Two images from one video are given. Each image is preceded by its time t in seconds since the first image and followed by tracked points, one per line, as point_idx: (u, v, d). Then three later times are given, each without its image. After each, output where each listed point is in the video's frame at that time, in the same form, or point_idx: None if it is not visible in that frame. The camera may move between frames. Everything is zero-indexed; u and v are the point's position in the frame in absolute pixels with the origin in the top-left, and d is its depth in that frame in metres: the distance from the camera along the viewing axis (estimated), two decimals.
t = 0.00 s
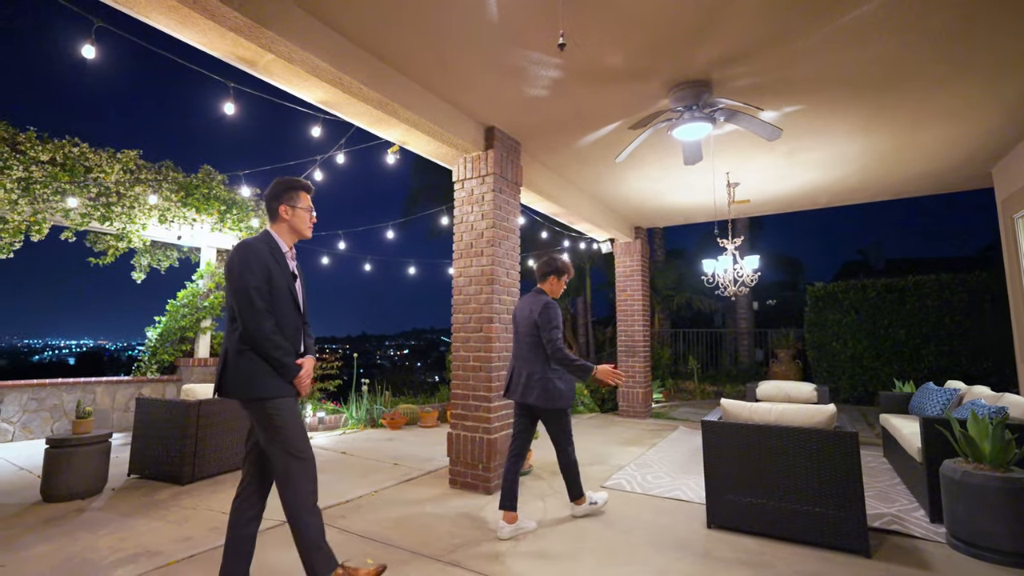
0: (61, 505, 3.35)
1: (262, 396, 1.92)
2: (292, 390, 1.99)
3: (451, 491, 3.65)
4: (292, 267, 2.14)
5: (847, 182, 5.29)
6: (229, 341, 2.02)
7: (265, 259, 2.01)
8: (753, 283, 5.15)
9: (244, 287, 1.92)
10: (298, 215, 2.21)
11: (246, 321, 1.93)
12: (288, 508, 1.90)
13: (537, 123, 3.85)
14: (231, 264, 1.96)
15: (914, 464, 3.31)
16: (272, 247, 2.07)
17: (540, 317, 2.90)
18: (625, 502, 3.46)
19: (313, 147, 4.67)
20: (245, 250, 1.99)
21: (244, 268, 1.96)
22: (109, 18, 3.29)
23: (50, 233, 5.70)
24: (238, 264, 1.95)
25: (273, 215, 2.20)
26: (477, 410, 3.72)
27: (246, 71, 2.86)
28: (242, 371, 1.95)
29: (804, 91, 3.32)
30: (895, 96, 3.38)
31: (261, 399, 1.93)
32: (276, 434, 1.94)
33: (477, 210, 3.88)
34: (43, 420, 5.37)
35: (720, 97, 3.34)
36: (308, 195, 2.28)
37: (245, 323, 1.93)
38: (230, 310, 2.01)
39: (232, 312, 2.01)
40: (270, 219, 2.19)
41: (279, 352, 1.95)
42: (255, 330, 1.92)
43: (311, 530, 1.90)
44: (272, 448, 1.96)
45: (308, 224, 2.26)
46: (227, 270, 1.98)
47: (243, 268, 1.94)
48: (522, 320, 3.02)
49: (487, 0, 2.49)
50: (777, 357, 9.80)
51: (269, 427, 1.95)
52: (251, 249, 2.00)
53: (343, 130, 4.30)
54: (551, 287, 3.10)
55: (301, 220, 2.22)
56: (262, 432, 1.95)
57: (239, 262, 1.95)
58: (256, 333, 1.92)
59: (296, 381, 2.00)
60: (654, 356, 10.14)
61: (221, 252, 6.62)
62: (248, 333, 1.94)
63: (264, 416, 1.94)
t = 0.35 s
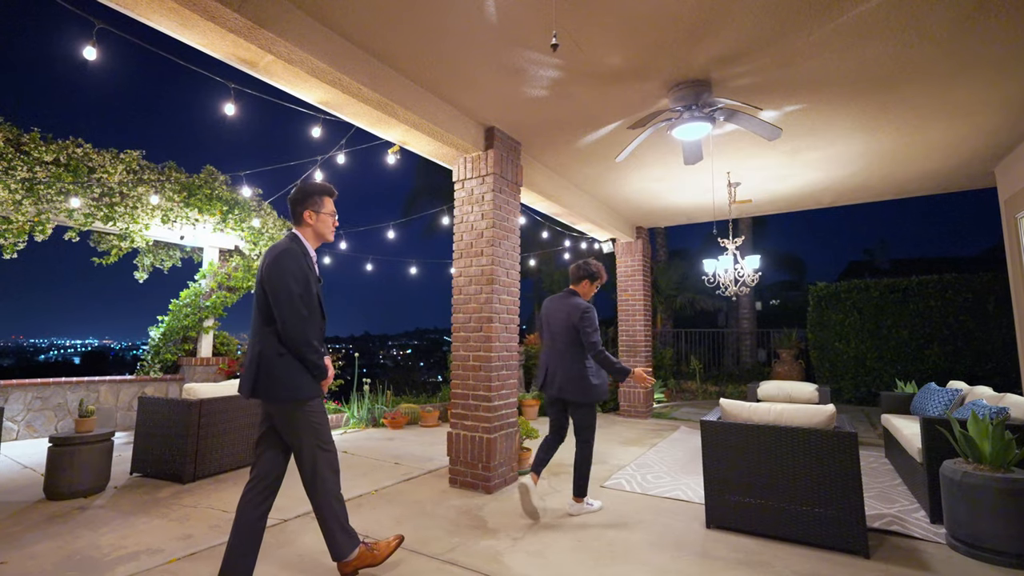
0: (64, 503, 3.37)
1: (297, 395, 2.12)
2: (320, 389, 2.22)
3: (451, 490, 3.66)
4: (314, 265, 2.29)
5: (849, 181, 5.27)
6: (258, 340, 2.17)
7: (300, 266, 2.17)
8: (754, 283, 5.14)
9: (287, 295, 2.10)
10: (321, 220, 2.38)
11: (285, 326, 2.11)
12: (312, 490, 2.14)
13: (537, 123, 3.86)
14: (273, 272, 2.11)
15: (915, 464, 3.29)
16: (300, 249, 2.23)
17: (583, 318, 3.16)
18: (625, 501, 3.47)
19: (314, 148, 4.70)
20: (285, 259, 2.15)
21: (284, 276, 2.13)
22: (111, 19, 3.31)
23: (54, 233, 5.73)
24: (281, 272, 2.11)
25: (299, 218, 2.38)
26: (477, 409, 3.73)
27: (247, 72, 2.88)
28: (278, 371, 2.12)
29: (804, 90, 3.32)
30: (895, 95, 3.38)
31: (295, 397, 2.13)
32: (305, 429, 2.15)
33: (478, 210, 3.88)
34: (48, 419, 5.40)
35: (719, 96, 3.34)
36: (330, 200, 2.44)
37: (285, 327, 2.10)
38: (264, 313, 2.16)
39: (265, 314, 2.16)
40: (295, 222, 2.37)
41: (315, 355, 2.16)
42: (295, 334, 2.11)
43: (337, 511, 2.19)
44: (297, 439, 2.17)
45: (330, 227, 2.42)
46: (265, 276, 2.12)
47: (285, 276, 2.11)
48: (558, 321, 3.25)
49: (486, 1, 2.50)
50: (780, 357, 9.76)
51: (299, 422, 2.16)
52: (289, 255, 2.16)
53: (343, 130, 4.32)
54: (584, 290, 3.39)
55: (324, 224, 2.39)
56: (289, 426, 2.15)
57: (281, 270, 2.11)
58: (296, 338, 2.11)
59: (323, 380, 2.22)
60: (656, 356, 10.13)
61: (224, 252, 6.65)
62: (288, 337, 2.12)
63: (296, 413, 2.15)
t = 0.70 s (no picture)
0: (66, 501, 3.39)
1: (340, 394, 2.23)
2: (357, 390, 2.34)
3: (450, 489, 3.66)
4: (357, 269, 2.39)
5: (850, 180, 5.25)
6: (303, 339, 2.24)
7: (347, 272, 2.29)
8: (755, 282, 5.13)
9: (341, 300, 2.21)
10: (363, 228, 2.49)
11: (334, 327, 2.21)
12: (331, 486, 2.20)
13: (538, 123, 3.86)
14: (327, 276, 2.22)
15: (915, 464, 3.29)
16: (344, 254, 2.33)
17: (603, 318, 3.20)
18: (624, 500, 3.47)
19: (315, 148, 4.71)
20: (338, 265, 2.27)
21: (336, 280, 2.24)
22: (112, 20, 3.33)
23: (57, 233, 5.76)
24: (335, 277, 2.23)
25: (343, 224, 2.49)
26: (477, 407, 3.73)
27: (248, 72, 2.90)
28: (324, 370, 2.22)
29: (805, 89, 3.32)
30: (896, 94, 3.37)
31: (337, 396, 2.24)
32: (339, 429, 2.24)
33: (478, 209, 3.89)
34: (51, 417, 5.42)
35: (719, 95, 3.34)
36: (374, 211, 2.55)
37: (334, 329, 2.21)
38: (313, 314, 2.25)
39: (313, 315, 2.25)
40: (339, 227, 2.48)
41: (360, 358, 2.29)
42: (343, 337, 2.22)
43: (353, 512, 2.24)
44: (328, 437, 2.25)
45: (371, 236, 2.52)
46: (318, 279, 2.22)
47: (338, 280, 2.22)
48: (579, 319, 3.30)
49: None
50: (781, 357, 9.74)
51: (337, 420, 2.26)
52: (337, 261, 2.27)
53: (343, 130, 4.33)
54: (603, 291, 3.42)
55: (366, 231, 2.50)
56: (326, 424, 2.23)
57: (336, 275, 2.22)
58: (345, 340, 2.23)
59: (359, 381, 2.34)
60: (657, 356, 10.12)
61: (226, 252, 6.67)
62: (337, 339, 2.23)
63: (336, 411, 2.25)
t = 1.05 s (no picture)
0: (65, 498, 3.39)
1: (389, 383, 2.38)
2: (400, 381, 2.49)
3: (449, 487, 3.67)
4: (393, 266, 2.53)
5: (851, 179, 5.24)
6: (352, 334, 2.41)
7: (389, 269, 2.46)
8: (755, 281, 5.12)
9: (384, 295, 2.37)
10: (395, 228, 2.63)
11: (381, 321, 2.38)
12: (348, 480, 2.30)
13: (537, 122, 3.86)
14: (370, 274, 2.37)
15: (915, 464, 3.27)
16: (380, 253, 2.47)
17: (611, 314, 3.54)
18: (623, 499, 3.47)
19: (314, 146, 4.72)
20: (379, 264, 2.42)
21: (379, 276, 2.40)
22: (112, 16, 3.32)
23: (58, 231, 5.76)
24: (377, 274, 2.38)
25: (378, 225, 2.64)
26: (476, 406, 3.73)
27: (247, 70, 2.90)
28: (373, 363, 2.37)
29: (804, 88, 3.31)
30: (897, 92, 3.36)
31: (387, 385, 2.40)
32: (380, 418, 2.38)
33: (477, 207, 3.89)
34: (52, 414, 5.43)
35: (719, 94, 3.33)
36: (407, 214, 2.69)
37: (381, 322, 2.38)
38: (358, 311, 2.40)
39: (359, 312, 2.41)
40: (374, 228, 2.63)
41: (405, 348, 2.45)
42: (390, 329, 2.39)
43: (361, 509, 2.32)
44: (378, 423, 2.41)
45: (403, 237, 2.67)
46: (363, 277, 2.38)
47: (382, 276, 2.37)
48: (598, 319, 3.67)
49: None
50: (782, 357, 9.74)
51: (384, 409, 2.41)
52: (378, 259, 2.43)
53: (342, 128, 4.33)
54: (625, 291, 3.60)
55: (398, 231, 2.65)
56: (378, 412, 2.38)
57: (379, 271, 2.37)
58: (391, 331, 2.39)
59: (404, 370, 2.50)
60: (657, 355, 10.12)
61: (226, 250, 6.68)
62: (385, 333, 2.39)
63: (386, 399, 2.41)
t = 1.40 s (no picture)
0: (48, 499, 3.34)
1: (407, 382, 2.53)
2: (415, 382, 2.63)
3: (438, 488, 3.66)
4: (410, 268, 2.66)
5: (840, 181, 5.29)
6: (372, 337, 2.52)
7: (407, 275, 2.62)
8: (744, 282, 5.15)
9: (405, 299, 2.51)
10: (409, 235, 2.75)
11: (401, 324, 2.52)
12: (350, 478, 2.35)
13: (528, 122, 3.86)
14: (392, 278, 2.52)
15: (899, 464, 3.31)
16: (399, 258, 2.61)
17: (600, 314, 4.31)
18: (612, 499, 3.48)
19: (303, 143, 4.68)
20: (400, 269, 2.57)
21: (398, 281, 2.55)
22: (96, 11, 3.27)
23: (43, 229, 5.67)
24: (398, 278, 2.52)
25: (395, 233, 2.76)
26: (466, 406, 3.72)
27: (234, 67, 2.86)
28: (393, 363, 2.51)
29: (793, 90, 3.33)
30: (884, 95, 3.39)
31: (403, 384, 2.53)
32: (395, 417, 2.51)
33: (468, 207, 3.88)
34: (36, 415, 5.35)
35: (708, 95, 3.34)
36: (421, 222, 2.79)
37: (401, 324, 2.52)
38: (379, 314, 2.53)
39: (380, 315, 2.54)
40: (391, 236, 2.74)
41: (422, 350, 2.59)
42: (410, 331, 2.53)
43: (356, 507, 2.34)
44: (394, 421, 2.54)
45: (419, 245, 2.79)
46: (385, 281, 2.52)
47: (402, 281, 2.51)
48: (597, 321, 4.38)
49: None
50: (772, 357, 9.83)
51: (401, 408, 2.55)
52: (398, 264, 2.57)
53: (332, 125, 4.31)
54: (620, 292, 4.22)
55: (412, 237, 2.76)
56: (395, 410, 2.51)
57: (401, 277, 2.52)
58: (410, 334, 2.53)
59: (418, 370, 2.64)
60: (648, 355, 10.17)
61: (215, 249, 6.63)
62: (405, 335, 2.53)
63: (403, 398, 2.54)
